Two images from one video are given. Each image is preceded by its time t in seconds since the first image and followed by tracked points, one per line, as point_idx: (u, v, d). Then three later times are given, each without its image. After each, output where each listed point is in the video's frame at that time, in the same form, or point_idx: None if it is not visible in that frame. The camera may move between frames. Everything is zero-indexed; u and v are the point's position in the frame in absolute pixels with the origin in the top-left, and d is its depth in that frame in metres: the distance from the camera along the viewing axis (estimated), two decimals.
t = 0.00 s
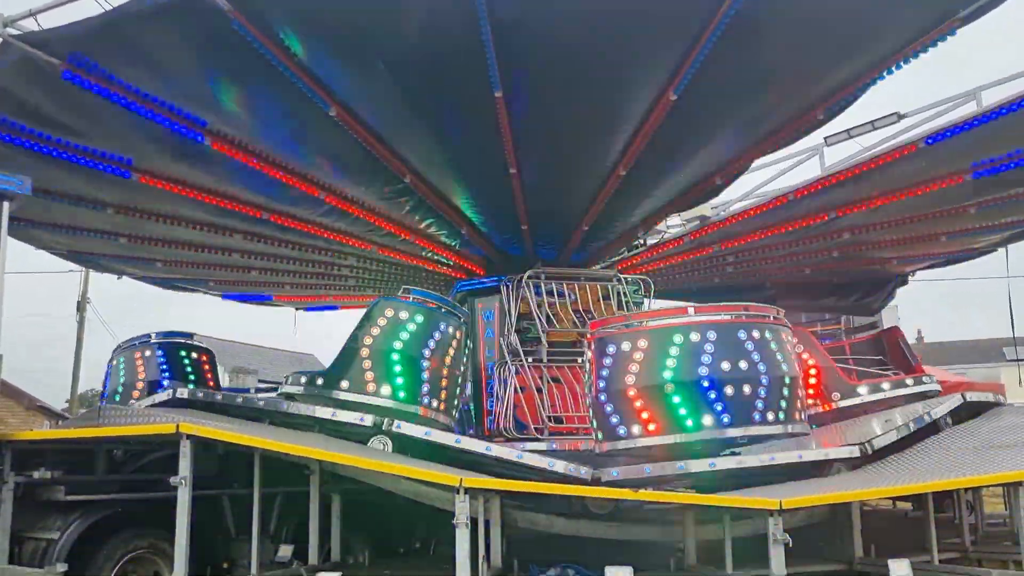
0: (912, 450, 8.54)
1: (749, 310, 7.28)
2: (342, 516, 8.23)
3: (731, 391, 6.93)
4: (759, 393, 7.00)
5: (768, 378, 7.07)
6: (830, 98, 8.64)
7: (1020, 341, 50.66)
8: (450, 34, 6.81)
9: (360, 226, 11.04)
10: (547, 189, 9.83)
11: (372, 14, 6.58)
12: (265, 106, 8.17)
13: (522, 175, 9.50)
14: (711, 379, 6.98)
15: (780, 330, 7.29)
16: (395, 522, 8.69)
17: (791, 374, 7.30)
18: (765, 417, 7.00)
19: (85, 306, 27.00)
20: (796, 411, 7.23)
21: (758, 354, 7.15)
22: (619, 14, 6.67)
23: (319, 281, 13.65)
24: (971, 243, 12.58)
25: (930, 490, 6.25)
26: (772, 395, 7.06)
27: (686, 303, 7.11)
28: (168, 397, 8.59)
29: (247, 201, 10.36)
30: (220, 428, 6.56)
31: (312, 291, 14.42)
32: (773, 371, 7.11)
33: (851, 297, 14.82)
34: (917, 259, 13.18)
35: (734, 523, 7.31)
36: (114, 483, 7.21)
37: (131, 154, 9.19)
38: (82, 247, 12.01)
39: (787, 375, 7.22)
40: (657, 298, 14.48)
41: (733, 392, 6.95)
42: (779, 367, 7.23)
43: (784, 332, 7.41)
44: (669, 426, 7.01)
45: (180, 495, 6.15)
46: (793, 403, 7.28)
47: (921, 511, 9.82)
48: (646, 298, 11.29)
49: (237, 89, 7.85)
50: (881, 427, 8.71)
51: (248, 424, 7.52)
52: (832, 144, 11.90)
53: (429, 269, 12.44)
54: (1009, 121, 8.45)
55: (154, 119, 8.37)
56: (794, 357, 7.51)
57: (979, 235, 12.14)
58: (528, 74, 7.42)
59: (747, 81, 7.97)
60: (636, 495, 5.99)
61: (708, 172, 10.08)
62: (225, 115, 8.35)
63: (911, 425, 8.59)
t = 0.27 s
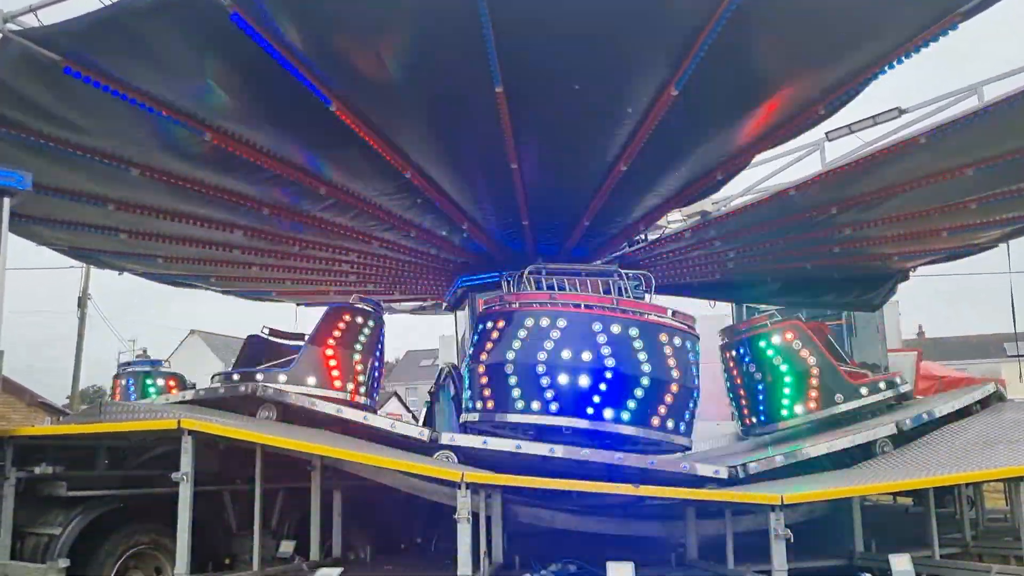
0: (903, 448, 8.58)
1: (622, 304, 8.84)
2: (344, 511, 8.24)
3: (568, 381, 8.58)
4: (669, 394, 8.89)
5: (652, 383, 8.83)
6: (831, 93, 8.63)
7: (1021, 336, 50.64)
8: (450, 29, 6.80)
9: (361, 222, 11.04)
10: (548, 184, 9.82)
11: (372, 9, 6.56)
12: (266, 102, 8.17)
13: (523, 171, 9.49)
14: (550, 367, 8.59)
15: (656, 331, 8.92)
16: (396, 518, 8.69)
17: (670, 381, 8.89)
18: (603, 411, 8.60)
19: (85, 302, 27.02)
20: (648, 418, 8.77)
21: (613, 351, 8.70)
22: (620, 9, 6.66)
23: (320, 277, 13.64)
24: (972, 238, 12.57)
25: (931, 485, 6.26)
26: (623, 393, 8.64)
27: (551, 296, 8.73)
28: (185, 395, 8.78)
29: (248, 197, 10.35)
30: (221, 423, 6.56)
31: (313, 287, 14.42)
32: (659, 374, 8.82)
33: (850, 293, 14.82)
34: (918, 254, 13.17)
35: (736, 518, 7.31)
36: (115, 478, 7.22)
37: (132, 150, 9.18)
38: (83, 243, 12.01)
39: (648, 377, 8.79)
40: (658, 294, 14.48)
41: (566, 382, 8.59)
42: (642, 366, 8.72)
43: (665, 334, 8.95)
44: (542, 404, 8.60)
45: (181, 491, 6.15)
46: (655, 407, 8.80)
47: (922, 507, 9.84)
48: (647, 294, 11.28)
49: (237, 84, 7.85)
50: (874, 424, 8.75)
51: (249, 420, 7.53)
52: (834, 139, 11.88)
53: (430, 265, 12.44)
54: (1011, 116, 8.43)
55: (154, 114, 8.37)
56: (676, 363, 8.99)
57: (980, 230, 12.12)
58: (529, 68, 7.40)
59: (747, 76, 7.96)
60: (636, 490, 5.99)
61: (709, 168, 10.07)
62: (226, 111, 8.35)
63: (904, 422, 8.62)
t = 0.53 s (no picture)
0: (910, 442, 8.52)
1: (716, 322, 8.35)
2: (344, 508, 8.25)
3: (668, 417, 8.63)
4: (756, 398, 8.12)
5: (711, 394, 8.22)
6: (831, 90, 8.62)
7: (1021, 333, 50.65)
8: (451, 25, 6.78)
9: (361, 219, 11.03)
10: (548, 181, 9.82)
11: (372, 6, 6.55)
12: (266, 99, 8.16)
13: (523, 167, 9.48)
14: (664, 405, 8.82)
15: (692, 351, 8.32)
16: (397, 515, 8.71)
17: (512, 359, 7.73)
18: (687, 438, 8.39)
19: (85, 299, 27.02)
20: (720, 426, 8.12)
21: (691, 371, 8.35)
22: (620, 5, 6.65)
23: (320, 274, 13.64)
24: (972, 235, 12.57)
25: (931, 482, 6.25)
26: (746, 400, 8.16)
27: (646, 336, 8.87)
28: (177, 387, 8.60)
29: (247, 193, 10.34)
30: (221, 420, 6.56)
31: (313, 284, 14.42)
32: (713, 388, 8.24)
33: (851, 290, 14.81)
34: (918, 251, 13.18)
35: (735, 515, 7.32)
36: (116, 475, 7.22)
37: (131, 146, 9.17)
38: (83, 240, 12.01)
39: (761, 379, 8.17)
40: (658, 290, 14.48)
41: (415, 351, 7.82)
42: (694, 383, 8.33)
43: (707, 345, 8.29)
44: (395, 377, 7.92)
45: (182, 487, 6.15)
46: (721, 415, 8.12)
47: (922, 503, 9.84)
48: (647, 290, 11.29)
49: (236, 81, 7.84)
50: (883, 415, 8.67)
51: (249, 417, 7.53)
52: (834, 136, 11.88)
53: (430, 262, 12.44)
54: (1010, 113, 8.43)
55: (153, 111, 8.36)
56: (721, 373, 8.21)
57: (980, 227, 12.12)
58: (529, 65, 7.39)
59: (747, 73, 7.96)
60: (636, 487, 5.99)
61: (709, 164, 10.06)
62: (226, 107, 8.33)
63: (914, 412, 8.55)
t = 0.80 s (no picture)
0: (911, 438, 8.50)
1: (717, 298, 7.92)
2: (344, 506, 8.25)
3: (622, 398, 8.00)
4: (753, 380, 7.82)
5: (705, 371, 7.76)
6: (831, 87, 8.62)
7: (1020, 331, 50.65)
8: (451, 22, 6.78)
9: (361, 216, 11.04)
10: (548, 178, 9.82)
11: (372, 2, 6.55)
12: (266, 95, 8.14)
13: (523, 164, 9.48)
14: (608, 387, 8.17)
15: (694, 325, 7.85)
16: (397, 512, 8.71)
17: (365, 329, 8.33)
18: (662, 418, 7.82)
19: (85, 297, 27.00)
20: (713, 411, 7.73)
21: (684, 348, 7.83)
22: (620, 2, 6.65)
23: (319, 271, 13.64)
24: (972, 231, 12.57)
25: (931, 478, 6.27)
26: (743, 382, 7.77)
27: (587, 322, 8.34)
28: (178, 382, 8.46)
29: (246, 190, 10.33)
30: (221, 417, 6.56)
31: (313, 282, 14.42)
32: (705, 366, 7.76)
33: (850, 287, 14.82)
34: (918, 248, 13.18)
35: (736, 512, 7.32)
36: (117, 473, 7.22)
37: (131, 143, 9.16)
38: (82, 237, 12.00)
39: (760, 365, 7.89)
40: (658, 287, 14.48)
41: (297, 332, 8.43)
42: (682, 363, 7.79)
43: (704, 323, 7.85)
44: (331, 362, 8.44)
45: (182, 484, 6.15)
46: (715, 398, 7.70)
47: (922, 500, 9.86)
48: (647, 288, 11.28)
49: (236, 78, 7.83)
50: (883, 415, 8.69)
51: (249, 414, 7.53)
52: (834, 133, 11.88)
53: (429, 259, 12.44)
54: (1010, 110, 8.42)
55: (152, 108, 8.35)
56: (724, 349, 7.79)
57: (980, 224, 12.12)
58: (529, 62, 7.39)
59: (747, 70, 7.95)
60: (636, 484, 6.00)
61: (709, 161, 10.06)
62: (226, 105, 8.33)
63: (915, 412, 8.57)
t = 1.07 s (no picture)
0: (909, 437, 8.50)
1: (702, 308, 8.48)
2: (344, 504, 8.26)
3: (604, 376, 7.88)
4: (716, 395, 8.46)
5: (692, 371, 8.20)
6: (831, 85, 8.62)
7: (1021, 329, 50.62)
8: (452, 21, 6.78)
9: (361, 214, 11.04)
10: (548, 176, 9.82)
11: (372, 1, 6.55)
12: (266, 93, 8.14)
13: (523, 162, 9.48)
14: (587, 361, 7.94)
15: (689, 322, 8.31)
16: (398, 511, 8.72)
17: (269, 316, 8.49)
18: (641, 406, 7.93)
19: (85, 295, 27.00)
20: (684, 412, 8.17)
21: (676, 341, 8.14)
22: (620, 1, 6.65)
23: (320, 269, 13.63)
24: (972, 229, 12.56)
25: (931, 475, 6.27)
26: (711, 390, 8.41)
27: (581, 290, 8.03)
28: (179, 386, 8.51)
29: (247, 188, 10.33)
30: (222, 415, 6.57)
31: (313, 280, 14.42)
32: (693, 366, 8.20)
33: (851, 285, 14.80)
34: (918, 246, 13.17)
35: (736, 510, 7.32)
36: (118, 471, 7.23)
37: (131, 141, 9.16)
38: (83, 235, 12.01)
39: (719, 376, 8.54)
40: (658, 285, 14.48)
41: (205, 330, 8.61)
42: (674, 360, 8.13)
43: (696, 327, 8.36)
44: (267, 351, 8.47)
45: (183, 482, 6.15)
46: (693, 400, 8.20)
47: (922, 497, 9.83)
48: (647, 286, 11.28)
49: (237, 76, 7.83)
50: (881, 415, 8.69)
51: (250, 412, 7.53)
52: (834, 131, 11.88)
53: (430, 257, 12.45)
54: (1011, 108, 8.42)
55: (153, 106, 8.35)
56: (705, 354, 8.37)
57: (980, 222, 12.11)
58: (529, 61, 7.40)
59: (747, 68, 7.95)
60: (637, 482, 6.01)
61: (709, 160, 10.06)
62: (226, 103, 8.33)
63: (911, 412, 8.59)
